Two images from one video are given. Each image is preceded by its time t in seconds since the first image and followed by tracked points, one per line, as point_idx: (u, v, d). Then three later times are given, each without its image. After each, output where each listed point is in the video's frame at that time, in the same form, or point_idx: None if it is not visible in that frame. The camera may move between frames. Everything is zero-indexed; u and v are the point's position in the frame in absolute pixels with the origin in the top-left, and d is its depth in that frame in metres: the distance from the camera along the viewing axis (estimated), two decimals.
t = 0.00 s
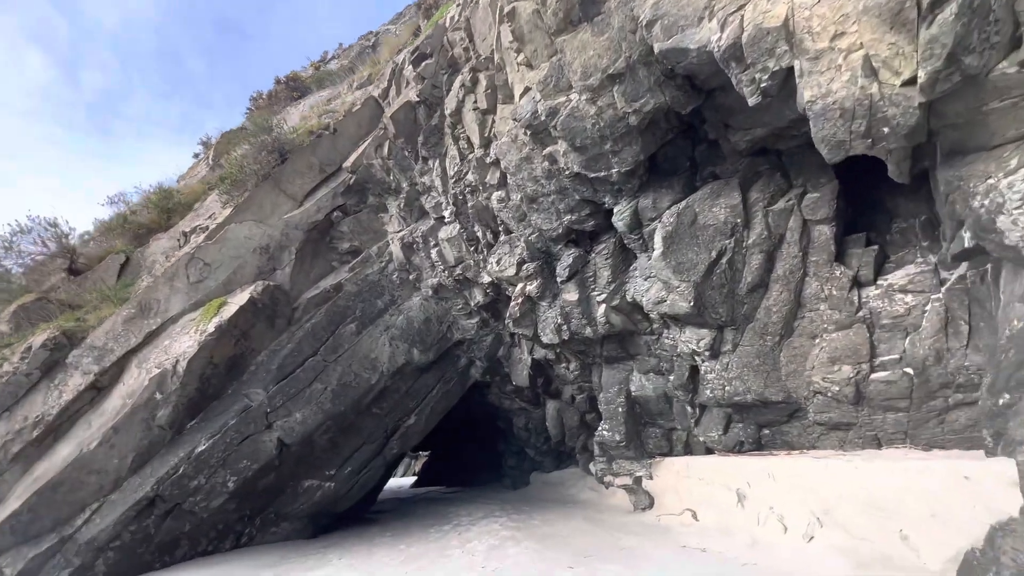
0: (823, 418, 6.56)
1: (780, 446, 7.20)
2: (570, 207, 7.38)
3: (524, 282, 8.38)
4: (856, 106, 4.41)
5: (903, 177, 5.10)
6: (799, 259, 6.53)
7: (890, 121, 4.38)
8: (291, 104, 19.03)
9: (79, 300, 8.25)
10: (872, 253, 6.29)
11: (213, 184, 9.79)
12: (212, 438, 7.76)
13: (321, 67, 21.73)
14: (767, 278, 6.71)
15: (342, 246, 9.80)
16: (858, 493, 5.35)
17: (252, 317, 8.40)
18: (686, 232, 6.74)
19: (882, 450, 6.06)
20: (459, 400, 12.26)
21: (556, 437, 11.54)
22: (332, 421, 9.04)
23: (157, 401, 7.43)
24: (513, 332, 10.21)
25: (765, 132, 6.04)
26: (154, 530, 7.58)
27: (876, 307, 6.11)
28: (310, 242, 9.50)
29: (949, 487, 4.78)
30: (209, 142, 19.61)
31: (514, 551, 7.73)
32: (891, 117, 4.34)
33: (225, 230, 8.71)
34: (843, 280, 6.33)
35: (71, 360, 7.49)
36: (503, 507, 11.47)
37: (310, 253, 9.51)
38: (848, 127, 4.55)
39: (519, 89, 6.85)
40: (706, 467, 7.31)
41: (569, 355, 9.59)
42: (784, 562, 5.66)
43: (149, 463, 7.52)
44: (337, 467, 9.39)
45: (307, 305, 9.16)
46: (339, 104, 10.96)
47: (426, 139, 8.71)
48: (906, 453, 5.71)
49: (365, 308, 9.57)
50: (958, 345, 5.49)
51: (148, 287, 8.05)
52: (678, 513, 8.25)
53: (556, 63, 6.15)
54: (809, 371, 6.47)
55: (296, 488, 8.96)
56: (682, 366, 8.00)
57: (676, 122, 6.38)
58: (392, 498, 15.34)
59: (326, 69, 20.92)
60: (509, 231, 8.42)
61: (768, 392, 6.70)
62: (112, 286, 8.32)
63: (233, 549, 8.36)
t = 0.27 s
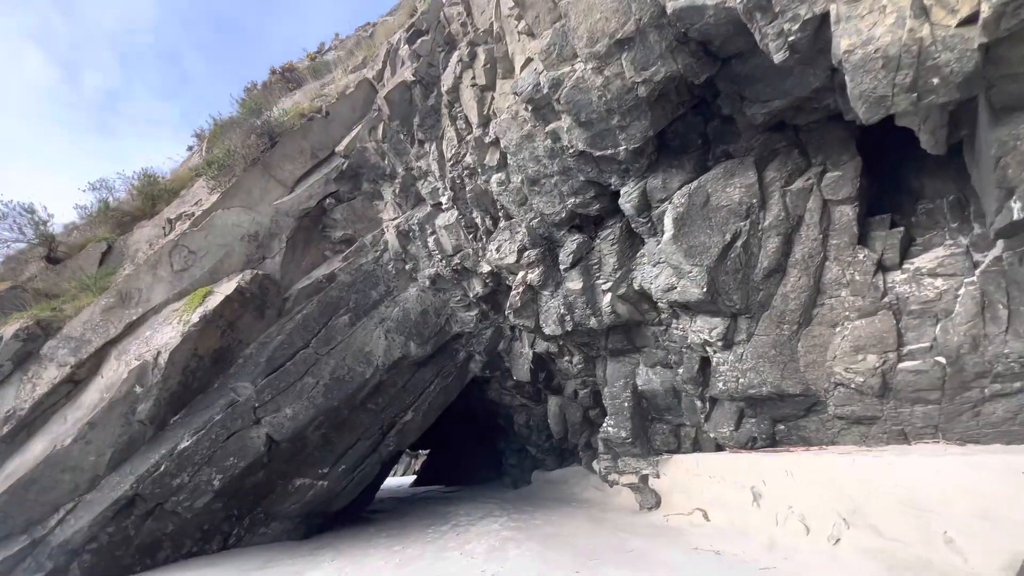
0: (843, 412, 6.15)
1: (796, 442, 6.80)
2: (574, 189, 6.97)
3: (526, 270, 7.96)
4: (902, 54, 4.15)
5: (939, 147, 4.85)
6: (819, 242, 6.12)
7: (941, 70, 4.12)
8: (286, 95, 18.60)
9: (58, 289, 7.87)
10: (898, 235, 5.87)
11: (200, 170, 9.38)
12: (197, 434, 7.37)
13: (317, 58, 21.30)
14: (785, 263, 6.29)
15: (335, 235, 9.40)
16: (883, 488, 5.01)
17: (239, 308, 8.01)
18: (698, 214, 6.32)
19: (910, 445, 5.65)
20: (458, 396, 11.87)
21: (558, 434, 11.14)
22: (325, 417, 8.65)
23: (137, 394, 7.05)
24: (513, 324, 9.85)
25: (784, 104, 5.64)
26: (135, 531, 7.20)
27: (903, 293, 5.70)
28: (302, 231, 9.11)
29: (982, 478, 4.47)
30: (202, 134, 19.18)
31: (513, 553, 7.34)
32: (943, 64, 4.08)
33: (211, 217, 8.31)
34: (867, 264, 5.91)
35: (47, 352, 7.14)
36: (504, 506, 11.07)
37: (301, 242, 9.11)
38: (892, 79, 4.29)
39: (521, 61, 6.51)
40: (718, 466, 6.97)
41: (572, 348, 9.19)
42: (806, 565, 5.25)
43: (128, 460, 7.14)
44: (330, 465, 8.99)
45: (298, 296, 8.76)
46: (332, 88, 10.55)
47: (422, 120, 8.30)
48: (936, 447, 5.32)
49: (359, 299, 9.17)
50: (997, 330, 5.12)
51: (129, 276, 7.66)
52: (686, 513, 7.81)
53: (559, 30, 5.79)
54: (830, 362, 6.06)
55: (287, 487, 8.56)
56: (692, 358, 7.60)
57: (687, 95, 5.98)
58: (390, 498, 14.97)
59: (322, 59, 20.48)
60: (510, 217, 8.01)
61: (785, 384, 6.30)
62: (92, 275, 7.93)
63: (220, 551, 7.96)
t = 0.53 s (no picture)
0: (863, 408, 5.78)
1: (810, 440, 6.43)
2: (575, 172, 6.57)
3: (524, 260, 7.56)
4: None
5: (976, 120, 4.53)
6: (837, 226, 5.73)
7: (1001, 13, 3.75)
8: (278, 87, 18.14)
9: (30, 281, 7.47)
10: (923, 218, 5.48)
11: (183, 157, 8.96)
12: (176, 433, 6.99)
13: (311, 49, 20.84)
14: (801, 249, 5.89)
15: (325, 225, 8.99)
16: (914, 489, 4.64)
17: (223, 301, 7.61)
18: (709, 197, 5.92)
19: (937, 443, 5.27)
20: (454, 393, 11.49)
21: (558, 433, 10.75)
22: (314, 415, 8.25)
23: (111, 391, 6.70)
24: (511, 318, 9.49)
25: (802, 76, 5.25)
26: (110, 536, 6.81)
27: (930, 280, 5.30)
28: (290, 220, 8.70)
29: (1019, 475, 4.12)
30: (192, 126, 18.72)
31: (511, 558, 6.95)
32: (1004, 7, 3.71)
33: (193, 205, 7.90)
34: (890, 249, 5.51)
35: (16, 347, 6.77)
36: (502, 507, 10.69)
37: (290, 232, 8.72)
38: (941, 28, 3.92)
39: (519, 34, 6.17)
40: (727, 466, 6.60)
41: (573, 342, 8.79)
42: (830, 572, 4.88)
43: (101, 462, 6.76)
44: (320, 466, 8.58)
45: (285, 289, 8.37)
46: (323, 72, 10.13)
47: (415, 103, 7.89)
48: (966, 445, 4.95)
49: (350, 291, 8.77)
50: None
51: (104, 266, 7.26)
52: (693, 515, 7.42)
53: None
54: (850, 355, 5.67)
55: (275, 489, 8.14)
56: (700, 352, 7.22)
57: (696, 70, 5.63)
58: (386, 498, 14.59)
59: (316, 50, 20.02)
60: (507, 204, 7.61)
61: (799, 378, 5.95)
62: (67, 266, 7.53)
63: (203, 557, 7.54)
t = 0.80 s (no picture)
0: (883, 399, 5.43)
1: (825, 434, 6.09)
2: (577, 150, 6.18)
3: (523, 246, 7.16)
4: None
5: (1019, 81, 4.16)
6: (857, 206, 5.36)
7: None
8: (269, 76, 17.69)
9: None
10: (950, 196, 5.10)
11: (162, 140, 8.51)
12: (152, 430, 6.58)
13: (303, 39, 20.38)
14: (818, 231, 5.53)
15: (314, 212, 8.57)
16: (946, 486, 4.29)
17: (203, 290, 7.20)
18: (720, 175, 5.53)
19: (966, 437, 4.91)
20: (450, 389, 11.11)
21: (558, 429, 10.37)
22: (302, 411, 7.83)
23: (80, 385, 6.31)
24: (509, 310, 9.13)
25: (823, 41, 4.88)
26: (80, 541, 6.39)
27: (959, 261, 4.93)
28: (276, 206, 8.29)
29: None
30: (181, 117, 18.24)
31: (509, 561, 6.55)
32: None
33: (171, 189, 7.46)
34: (914, 229, 5.15)
35: None
36: (500, 506, 10.30)
37: (277, 220, 8.31)
38: None
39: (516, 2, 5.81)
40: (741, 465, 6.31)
41: (574, 334, 8.42)
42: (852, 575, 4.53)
43: (71, 461, 6.36)
44: (309, 464, 8.16)
45: (271, 279, 7.98)
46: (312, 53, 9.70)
47: (407, 81, 7.47)
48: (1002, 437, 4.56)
49: (339, 281, 8.36)
50: None
51: (76, 253, 6.85)
52: (700, 514, 6.96)
53: None
54: (872, 343, 5.31)
55: (261, 489, 7.71)
56: (708, 342, 6.87)
57: (707, 39, 5.26)
58: (380, 497, 14.20)
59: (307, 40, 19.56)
60: (504, 187, 7.21)
61: (815, 369, 5.60)
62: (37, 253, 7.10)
63: (184, 561, 7.09)
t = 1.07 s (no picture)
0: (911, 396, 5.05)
1: (845, 433, 5.73)
2: (582, 130, 5.78)
3: (524, 234, 6.75)
4: None
5: None
6: (885, 186, 4.97)
7: None
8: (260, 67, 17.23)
9: None
10: (987, 175, 4.68)
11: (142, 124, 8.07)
12: (126, 430, 6.15)
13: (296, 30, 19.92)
14: (841, 214, 5.14)
15: (303, 200, 8.15)
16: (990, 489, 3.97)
17: (182, 281, 6.76)
18: (737, 154, 5.13)
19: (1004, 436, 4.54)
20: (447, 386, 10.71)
21: (559, 428, 9.97)
22: (291, 410, 7.41)
23: (46, 382, 5.89)
24: (509, 304, 8.74)
25: (851, 5, 4.49)
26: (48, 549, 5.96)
27: (999, 245, 4.54)
28: (262, 194, 7.87)
29: None
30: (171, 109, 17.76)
31: (509, 570, 6.13)
32: None
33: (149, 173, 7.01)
34: (948, 211, 4.75)
35: None
36: (499, 508, 9.90)
37: (264, 208, 7.89)
38: None
39: None
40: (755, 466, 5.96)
41: (576, 328, 8.03)
42: None
43: (38, 464, 5.95)
44: (299, 466, 7.76)
45: (257, 270, 7.57)
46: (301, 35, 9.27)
47: (400, 60, 7.04)
48: None
49: (330, 273, 7.93)
50: None
51: (46, 242, 6.42)
52: (711, 518, 6.55)
53: None
54: (902, 334, 4.93)
55: (246, 492, 7.31)
56: (719, 335, 6.48)
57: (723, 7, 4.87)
58: (375, 499, 13.77)
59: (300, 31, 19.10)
60: (504, 171, 6.82)
61: (839, 363, 5.19)
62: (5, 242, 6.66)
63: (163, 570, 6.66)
